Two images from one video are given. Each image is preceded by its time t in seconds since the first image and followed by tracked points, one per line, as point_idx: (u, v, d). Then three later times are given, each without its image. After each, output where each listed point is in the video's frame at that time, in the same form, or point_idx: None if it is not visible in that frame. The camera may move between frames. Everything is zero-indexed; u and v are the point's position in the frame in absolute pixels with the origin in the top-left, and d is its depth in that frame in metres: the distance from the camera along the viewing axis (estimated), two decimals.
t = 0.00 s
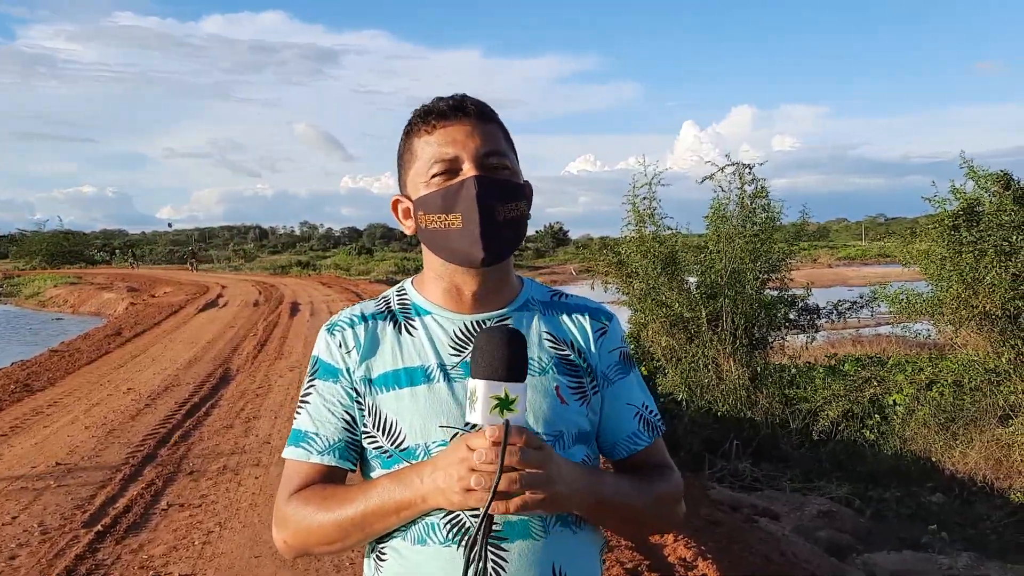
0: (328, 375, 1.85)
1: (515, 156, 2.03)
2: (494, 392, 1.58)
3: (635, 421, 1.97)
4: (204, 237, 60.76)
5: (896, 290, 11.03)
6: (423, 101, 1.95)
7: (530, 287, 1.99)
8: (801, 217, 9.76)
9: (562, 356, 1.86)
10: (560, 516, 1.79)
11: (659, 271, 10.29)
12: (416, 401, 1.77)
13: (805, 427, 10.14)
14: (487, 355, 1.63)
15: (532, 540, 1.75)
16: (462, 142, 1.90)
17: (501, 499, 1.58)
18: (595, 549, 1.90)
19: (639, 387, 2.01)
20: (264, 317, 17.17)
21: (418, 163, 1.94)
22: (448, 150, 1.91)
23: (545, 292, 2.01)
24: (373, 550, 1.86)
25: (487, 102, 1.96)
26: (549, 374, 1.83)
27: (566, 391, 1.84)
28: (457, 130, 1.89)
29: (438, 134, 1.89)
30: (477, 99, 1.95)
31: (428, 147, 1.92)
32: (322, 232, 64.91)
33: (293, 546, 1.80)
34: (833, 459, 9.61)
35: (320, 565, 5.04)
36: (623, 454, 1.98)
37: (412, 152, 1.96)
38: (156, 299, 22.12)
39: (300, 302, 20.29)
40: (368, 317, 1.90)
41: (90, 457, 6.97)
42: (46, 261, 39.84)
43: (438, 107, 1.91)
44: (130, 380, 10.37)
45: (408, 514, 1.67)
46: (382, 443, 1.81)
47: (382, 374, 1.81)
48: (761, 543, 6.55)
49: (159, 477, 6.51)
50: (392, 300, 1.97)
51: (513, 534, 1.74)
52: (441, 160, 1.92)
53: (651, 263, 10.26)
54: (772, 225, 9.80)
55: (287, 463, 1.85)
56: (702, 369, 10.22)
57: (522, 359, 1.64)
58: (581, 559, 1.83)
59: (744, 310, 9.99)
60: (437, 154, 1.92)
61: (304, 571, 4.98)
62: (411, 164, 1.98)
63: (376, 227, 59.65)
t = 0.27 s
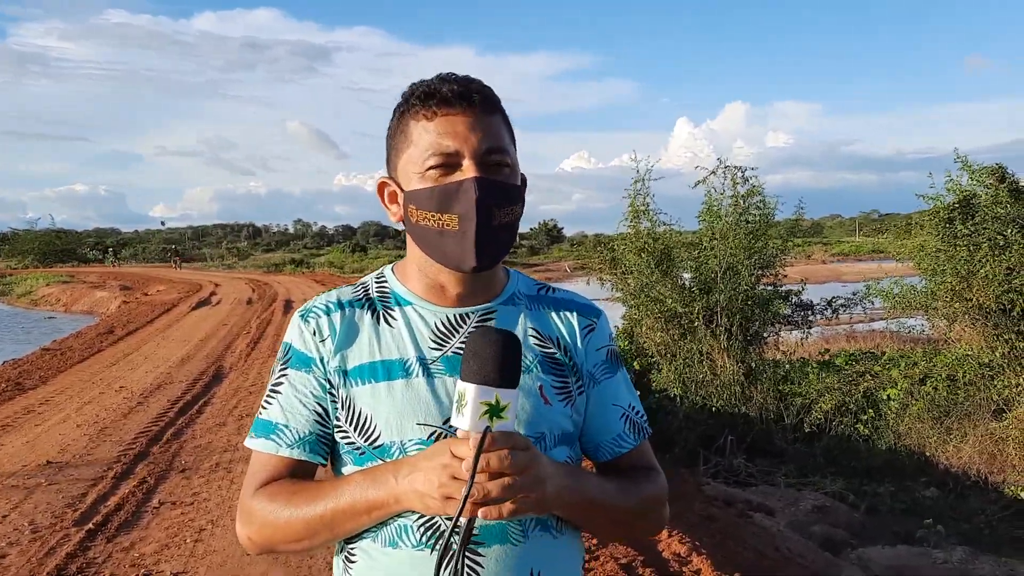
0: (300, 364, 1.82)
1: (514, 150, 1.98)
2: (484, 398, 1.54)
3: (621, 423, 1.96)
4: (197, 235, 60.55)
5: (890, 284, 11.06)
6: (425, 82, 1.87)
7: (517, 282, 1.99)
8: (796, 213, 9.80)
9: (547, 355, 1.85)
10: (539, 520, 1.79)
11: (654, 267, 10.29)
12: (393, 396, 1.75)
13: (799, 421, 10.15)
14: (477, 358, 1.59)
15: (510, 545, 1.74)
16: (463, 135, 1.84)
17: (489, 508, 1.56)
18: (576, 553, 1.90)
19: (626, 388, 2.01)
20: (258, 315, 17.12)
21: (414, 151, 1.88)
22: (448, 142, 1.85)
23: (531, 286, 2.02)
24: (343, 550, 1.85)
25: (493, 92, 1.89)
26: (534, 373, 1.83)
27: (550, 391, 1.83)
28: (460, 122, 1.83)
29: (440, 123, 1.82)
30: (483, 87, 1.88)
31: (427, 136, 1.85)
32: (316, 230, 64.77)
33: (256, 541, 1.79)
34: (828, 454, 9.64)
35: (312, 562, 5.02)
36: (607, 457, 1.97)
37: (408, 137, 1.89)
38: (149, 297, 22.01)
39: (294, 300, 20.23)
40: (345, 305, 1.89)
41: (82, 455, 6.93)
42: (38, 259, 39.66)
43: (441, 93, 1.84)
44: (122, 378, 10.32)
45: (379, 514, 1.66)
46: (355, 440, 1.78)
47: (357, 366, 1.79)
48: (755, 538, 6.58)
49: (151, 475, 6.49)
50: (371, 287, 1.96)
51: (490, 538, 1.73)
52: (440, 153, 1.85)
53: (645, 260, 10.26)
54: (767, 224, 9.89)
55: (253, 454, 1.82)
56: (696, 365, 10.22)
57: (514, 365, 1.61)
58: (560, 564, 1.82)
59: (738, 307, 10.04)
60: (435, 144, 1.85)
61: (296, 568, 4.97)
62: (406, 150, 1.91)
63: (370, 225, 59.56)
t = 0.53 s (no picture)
0: (249, 365, 1.65)
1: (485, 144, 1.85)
2: (450, 413, 1.41)
3: (590, 429, 1.85)
4: (190, 232, 60.39)
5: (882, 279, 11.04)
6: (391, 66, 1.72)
7: (482, 278, 1.85)
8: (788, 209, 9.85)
9: (515, 359, 1.73)
10: (505, 536, 1.67)
11: (647, 262, 10.29)
12: (349, 403, 1.60)
13: (791, 415, 10.18)
14: (443, 369, 1.46)
15: (473, 565, 1.61)
16: (434, 129, 1.70)
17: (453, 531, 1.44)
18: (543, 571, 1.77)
19: (595, 392, 1.90)
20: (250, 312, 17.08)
21: (378, 142, 1.72)
22: (417, 135, 1.70)
23: (498, 284, 1.87)
24: (292, 565, 1.71)
25: (464, 80, 1.75)
26: (499, 378, 1.70)
27: (517, 397, 1.71)
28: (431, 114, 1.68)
29: (408, 114, 1.67)
30: (454, 74, 1.74)
31: (392, 128, 1.70)
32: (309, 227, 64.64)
33: (196, 556, 1.65)
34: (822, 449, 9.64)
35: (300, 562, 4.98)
36: (574, 466, 1.86)
37: (371, 127, 1.73)
38: (142, 295, 21.98)
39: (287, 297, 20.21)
40: (298, 301, 1.72)
41: (70, 455, 6.89)
42: (31, 258, 39.55)
43: (409, 80, 1.69)
44: (112, 377, 10.27)
45: (332, 533, 1.53)
46: (307, 449, 1.63)
47: (311, 370, 1.64)
48: (748, 534, 6.57)
49: (140, 474, 6.45)
50: (326, 282, 1.79)
51: (452, 558, 1.60)
52: (407, 146, 1.70)
53: (638, 256, 10.28)
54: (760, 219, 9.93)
55: (194, 462, 1.65)
56: (690, 360, 10.22)
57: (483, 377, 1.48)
58: None
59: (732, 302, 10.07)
60: (401, 136, 1.70)
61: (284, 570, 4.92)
62: (368, 141, 1.75)
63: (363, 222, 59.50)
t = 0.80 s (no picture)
0: (192, 388, 1.62)
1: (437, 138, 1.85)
2: (415, 420, 1.38)
3: (559, 439, 1.81)
4: (188, 232, 60.32)
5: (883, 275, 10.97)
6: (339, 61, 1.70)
7: (442, 285, 1.82)
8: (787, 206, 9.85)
9: (478, 369, 1.70)
10: (473, 559, 1.62)
11: (644, 259, 10.26)
12: (301, 424, 1.58)
13: (791, 412, 10.09)
14: (402, 375, 1.46)
15: None
16: (383, 125, 1.69)
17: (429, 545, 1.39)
18: None
19: (565, 399, 1.85)
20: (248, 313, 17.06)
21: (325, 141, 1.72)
22: (366, 133, 1.70)
23: (458, 289, 1.85)
24: None
25: (414, 75, 1.75)
26: (462, 390, 1.67)
27: (481, 409, 1.68)
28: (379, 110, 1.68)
29: (356, 111, 1.67)
30: (404, 69, 1.74)
31: (339, 126, 1.69)
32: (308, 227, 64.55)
33: None
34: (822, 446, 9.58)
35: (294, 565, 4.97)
36: (544, 477, 1.82)
37: (318, 125, 1.73)
38: (140, 295, 21.94)
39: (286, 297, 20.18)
40: (243, 317, 1.69)
41: (65, 458, 6.88)
42: (29, 258, 39.47)
43: (357, 76, 1.68)
44: (109, 378, 10.26)
45: (282, 556, 1.51)
46: (260, 473, 1.61)
47: (260, 390, 1.61)
48: (744, 532, 6.58)
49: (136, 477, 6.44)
50: (274, 295, 1.76)
51: None
52: (355, 143, 1.70)
53: (636, 254, 10.27)
54: (759, 216, 9.95)
55: (140, 493, 1.63)
56: (688, 358, 10.20)
57: (443, 382, 1.48)
58: None
59: (732, 299, 10.06)
60: (349, 134, 1.69)
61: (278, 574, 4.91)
62: (316, 139, 1.75)
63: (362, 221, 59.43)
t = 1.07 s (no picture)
0: (139, 407, 1.57)
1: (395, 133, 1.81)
2: (385, 453, 1.27)
3: (536, 447, 1.74)
4: (189, 232, 60.36)
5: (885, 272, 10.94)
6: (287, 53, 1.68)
7: (407, 289, 1.77)
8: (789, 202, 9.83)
9: (446, 376, 1.64)
10: None
11: (644, 258, 10.27)
12: (257, 440, 1.52)
13: (793, 410, 10.17)
14: (364, 407, 1.33)
15: None
16: (335, 114, 1.65)
17: None
18: None
19: (542, 405, 1.80)
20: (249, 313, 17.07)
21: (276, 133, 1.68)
22: (317, 121, 1.66)
23: (424, 293, 1.80)
24: None
25: (367, 66, 1.73)
26: (431, 398, 1.61)
27: (451, 418, 1.63)
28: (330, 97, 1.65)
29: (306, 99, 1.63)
30: (355, 61, 1.72)
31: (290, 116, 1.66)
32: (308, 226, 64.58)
33: None
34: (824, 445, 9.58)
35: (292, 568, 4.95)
36: (519, 488, 1.75)
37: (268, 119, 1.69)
38: (141, 296, 21.96)
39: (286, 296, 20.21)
40: (194, 332, 1.64)
41: (64, 460, 6.88)
42: (30, 259, 39.53)
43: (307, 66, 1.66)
44: (109, 379, 10.27)
45: None
46: (216, 492, 1.55)
47: (212, 406, 1.55)
48: (746, 532, 6.56)
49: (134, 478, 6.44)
50: (228, 307, 1.71)
51: None
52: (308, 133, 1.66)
53: (636, 252, 10.27)
54: (760, 212, 9.93)
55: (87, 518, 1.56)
56: (688, 356, 10.21)
57: (409, 406, 1.38)
58: None
59: (732, 297, 10.09)
60: (301, 124, 1.66)
61: None
62: (267, 134, 1.71)
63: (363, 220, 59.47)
